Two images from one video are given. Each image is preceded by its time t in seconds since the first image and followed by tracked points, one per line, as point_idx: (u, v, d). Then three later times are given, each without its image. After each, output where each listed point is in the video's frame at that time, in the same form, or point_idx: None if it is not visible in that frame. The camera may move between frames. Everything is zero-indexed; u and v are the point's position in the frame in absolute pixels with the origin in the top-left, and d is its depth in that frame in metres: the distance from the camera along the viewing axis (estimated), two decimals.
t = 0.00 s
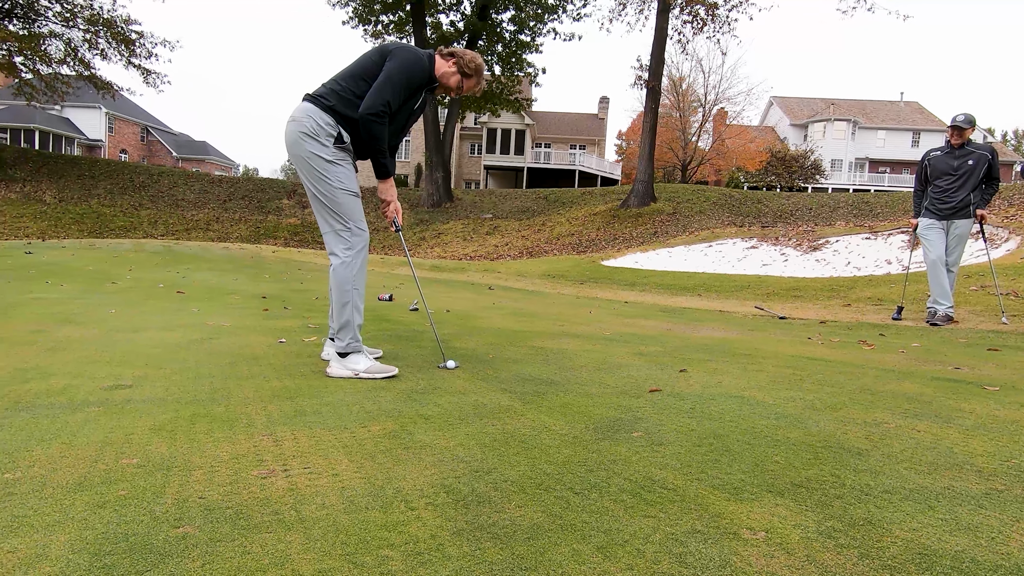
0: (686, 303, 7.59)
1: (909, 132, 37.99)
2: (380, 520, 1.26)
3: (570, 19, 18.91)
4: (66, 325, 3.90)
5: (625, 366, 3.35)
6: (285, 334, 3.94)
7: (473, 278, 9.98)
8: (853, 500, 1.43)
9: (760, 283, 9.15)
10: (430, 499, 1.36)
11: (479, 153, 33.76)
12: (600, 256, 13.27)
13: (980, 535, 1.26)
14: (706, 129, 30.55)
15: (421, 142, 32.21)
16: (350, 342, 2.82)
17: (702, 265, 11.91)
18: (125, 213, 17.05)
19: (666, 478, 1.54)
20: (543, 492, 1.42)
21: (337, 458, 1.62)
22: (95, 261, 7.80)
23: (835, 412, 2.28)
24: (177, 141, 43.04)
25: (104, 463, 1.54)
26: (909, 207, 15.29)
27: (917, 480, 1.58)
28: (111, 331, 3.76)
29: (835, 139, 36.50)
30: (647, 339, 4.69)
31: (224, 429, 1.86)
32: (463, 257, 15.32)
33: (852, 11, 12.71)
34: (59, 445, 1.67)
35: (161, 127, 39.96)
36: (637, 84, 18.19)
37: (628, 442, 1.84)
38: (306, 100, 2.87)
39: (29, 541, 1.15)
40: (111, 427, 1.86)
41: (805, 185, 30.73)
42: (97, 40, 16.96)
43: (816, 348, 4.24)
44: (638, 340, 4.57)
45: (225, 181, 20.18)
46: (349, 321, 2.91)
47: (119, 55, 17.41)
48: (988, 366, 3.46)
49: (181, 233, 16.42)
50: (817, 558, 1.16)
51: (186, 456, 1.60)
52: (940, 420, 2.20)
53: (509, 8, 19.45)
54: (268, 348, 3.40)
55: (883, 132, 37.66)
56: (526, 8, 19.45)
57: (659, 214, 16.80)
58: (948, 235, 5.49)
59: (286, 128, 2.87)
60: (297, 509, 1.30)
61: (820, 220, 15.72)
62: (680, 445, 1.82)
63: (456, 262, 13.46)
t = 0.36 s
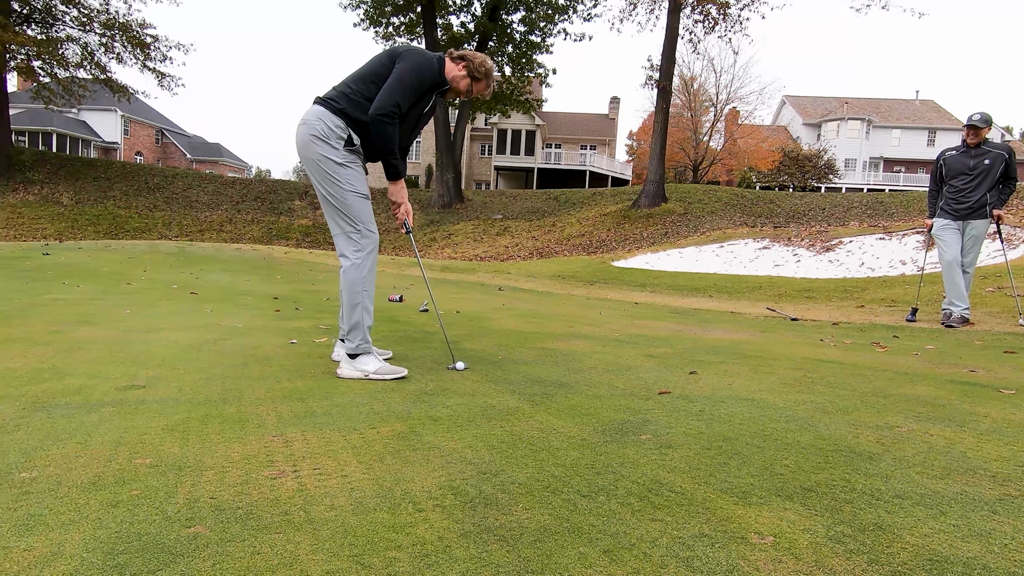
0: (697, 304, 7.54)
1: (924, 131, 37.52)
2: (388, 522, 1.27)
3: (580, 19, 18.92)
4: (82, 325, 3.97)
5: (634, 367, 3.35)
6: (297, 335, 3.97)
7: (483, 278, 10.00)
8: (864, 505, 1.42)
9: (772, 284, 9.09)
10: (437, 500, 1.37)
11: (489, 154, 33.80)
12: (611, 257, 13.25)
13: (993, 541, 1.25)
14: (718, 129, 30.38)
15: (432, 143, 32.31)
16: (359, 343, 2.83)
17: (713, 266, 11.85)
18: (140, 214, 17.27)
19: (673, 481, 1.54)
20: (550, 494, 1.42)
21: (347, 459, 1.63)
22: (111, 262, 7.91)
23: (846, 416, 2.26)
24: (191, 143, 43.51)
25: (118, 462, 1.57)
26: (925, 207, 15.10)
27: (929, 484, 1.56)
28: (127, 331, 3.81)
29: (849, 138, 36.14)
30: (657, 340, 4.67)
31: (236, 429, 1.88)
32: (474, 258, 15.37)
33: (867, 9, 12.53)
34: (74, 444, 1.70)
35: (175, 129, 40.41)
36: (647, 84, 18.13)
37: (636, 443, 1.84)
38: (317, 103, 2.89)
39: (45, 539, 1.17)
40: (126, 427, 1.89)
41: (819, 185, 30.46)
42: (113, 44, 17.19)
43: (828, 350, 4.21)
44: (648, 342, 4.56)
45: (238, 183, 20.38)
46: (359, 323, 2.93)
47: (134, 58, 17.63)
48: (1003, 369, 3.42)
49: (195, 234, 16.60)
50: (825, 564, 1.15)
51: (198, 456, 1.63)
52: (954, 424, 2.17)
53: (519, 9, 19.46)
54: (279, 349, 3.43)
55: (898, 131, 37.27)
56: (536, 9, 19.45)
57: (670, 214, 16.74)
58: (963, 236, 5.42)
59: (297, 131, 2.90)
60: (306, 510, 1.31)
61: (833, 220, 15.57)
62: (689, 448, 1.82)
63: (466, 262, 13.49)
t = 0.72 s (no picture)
0: (707, 305, 7.52)
1: (937, 130, 37.15)
2: (399, 523, 1.27)
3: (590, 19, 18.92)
4: (95, 325, 4.02)
5: (643, 368, 3.34)
6: (307, 335, 4.01)
7: (492, 279, 10.01)
8: (876, 508, 1.41)
9: (783, 284, 9.04)
10: (447, 501, 1.38)
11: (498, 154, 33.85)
12: (620, 257, 13.23)
13: (1007, 545, 1.23)
14: (727, 129, 30.25)
15: (441, 144, 32.42)
16: (369, 343, 2.84)
17: (723, 266, 11.79)
18: (153, 215, 17.45)
19: (683, 482, 1.54)
20: (560, 495, 1.43)
21: (358, 459, 1.64)
22: (125, 262, 8.01)
23: (857, 417, 2.25)
24: (203, 145, 43.99)
25: (132, 461, 1.59)
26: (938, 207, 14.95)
27: (942, 488, 1.54)
28: (140, 332, 3.86)
29: (860, 137, 35.85)
30: (666, 341, 4.66)
31: (248, 429, 1.90)
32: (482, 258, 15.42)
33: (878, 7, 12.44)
34: (89, 444, 1.73)
35: (187, 131, 40.76)
36: (657, 84, 18.08)
37: (647, 445, 1.83)
38: (327, 105, 2.91)
39: (62, 537, 1.18)
40: (140, 426, 1.91)
41: (830, 185, 30.24)
42: (126, 47, 17.38)
43: (840, 351, 4.18)
44: (657, 343, 4.55)
45: (249, 184, 20.54)
46: (369, 323, 2.95)
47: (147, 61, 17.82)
48: (1019, 371, 3.38)
49: (207, 235, 16.74)
50: (836, 566, 1.14)
51: (211, 455, 1.64)
52: (966, 426, 2.15)
53: (528, 10, 19.47)
54: (290, 349, 3.46)
55: (911, 130, 36.93)
56: (545, 9, 19.44)
57: (680, 214, 16.68)
58: (978, 236, 5.36)
59: (308, 133, 2.92)
60: (317, 509, 1.32)
61: (845, 220, 15.45)
62: (699, 449, 1.81)
63: (476, 263, 13.54)
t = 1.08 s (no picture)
0: (714, 305, 7.49)
1: (949, 129, 36.81)
2: (406, 521, 1.28)
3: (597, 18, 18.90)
4: (106, 325, 4.05)
5: (651, 368, 3.33)
6: (315, 334, 4.02)
7: (499, 279, 10.01)
8: (884, 508, 1.40)
9: (791, 284, 8.99)
10: (454, 499, 1.38)
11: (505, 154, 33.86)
12: (627, 257, 13.20)
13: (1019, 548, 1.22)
14: (736, 128, 30.13)
15: (448, 144, 32.46)
16: (376, 342, 2.86)
17: (731, 266, 11.74)
18: (162, 215, 17.57)
19: (691, 482, 1.53)
20: (567, 495, 1.42)
21: (365, 458, 1.65)
22: (134, 262, 8.07)
23: (867, 418, 2.23)
24: (212, 145, 44.28)
25: (144, 458, 1.60)
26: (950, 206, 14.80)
27: (952, 489, 1.53)
28: (150, 331, 3.89)
29: (870, 136, 35.62)
30: (674, 341, 4.65)
31: (257, 427, 1.91)
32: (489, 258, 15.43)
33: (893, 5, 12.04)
34: (101, 441, 1.74)
35: (196, 132, 41.03)
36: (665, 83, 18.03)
37: (653, 445, 1.83)
38: (335, 105, 2.92)
39: (75, 532, 1.20)
40: (150, 424, 1.93)
41: (839, 184, 30.02)
42: (136, 49, 17.51)
43: (849, 352, 4.15)
44: (665, 343, 4.53)
45: (257, 184, 20.65)
46: (377, 323, 2.96)
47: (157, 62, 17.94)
48: None
49: (215, 235, 16.86)
50: (845, 567, 1.14)
51: (219, 453, 1.65)
52: (976, 427, 2.14)
53: (535, 9, 19.47)
54: (298, 348, 3.48)
55: (921, 129, 36.62)
56: (552, 9, 19.43)
57: (688, 214, 16.62)
58: (990, 236, 5.30)
59: (316, 133, 2.93)
60: (325, 507, 1.33)
61: (855, 220, 15.34)
62: (707, 449, 1.81)
63: (483, 262, 13.55)
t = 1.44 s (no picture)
0: (718, 305, 7.48)
1: (955, 127, 36.63)
2: (408, 519, 1.29)
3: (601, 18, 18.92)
4: (112, 325, 4.09)
5: (653, 368, 3.34)
6: (319, 334, 4.05)
7: (503, 279, 10.02)
8: (884, 507, 1.41)
9: (796, 284, 8.98)
10: (456, 498, 1.39)
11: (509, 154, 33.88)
12: (631, 257, 13.20)
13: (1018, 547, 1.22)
14: (740, 127, 30.07)
15: (452, 144, 32.51)
16: (380, 342, 2.87)
17: (735, 266, 11.72)
18: (168, 216, 17.65)
19: (691, 481, 1.54)
20: (567, 493, 1.44)
21: (367, 457, 1.67)
22: (141, 263, 8.13)
23: (868, 418, 2.23)
24: (217, 146, 44.50)
25: (149, 457, 1.62)
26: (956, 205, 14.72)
27: (953, 488, 1.54)
28: (156, 331, 3.92)
29: (876, 135, 35.46)
30: (677, 342, 4.65)
31: (261, 427, 1.93)
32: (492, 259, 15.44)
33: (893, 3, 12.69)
34: (107, 440, 1.77)
35: (201, 133, 41.20)
36: (669, 82, 18.01)
37: (654, 444, 1.85)
38: (339, 106, 2.94)
39: (81, 529, 1.22)
40: (156, 423, 1.95)
41: (845, 183, 29.90)
42: (142, 51, 17.61)
43: (852, 352, 4.15)
44: (668, 343, 4.52)
45: (262, 184, 20.74)
46: (379, 323, 2.97)
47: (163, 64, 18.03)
48: None
49: (221, 236, 16.93)
50: (842, 566, 1.14)
51: (223, 452, 1.67)
52: (978, 426, 2.14)
53: (539, 9, 19.48)
54: (302, 348, 3.50)
55: (927, 128, 36.46)
56: (556, 9, 19.44)
57: (692, 214, 16.60)
58: (994, 235, 5.28)
59: (320, 134, 2.95)
60: (328, 505, 1.34)
61: (860, 219, 15.27)
62: (707, 448, 1.82)
63: (487, 263, 13.57)
